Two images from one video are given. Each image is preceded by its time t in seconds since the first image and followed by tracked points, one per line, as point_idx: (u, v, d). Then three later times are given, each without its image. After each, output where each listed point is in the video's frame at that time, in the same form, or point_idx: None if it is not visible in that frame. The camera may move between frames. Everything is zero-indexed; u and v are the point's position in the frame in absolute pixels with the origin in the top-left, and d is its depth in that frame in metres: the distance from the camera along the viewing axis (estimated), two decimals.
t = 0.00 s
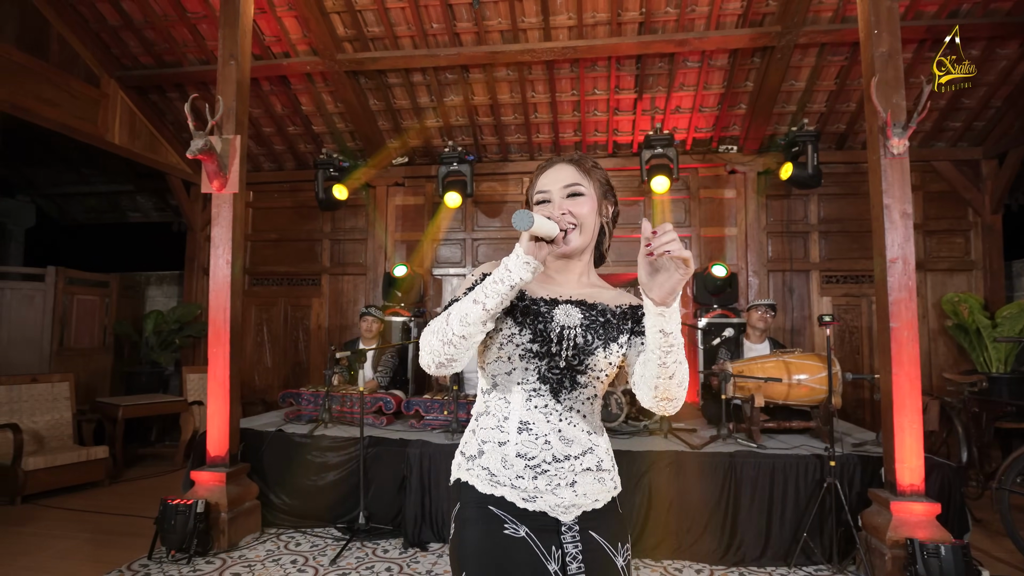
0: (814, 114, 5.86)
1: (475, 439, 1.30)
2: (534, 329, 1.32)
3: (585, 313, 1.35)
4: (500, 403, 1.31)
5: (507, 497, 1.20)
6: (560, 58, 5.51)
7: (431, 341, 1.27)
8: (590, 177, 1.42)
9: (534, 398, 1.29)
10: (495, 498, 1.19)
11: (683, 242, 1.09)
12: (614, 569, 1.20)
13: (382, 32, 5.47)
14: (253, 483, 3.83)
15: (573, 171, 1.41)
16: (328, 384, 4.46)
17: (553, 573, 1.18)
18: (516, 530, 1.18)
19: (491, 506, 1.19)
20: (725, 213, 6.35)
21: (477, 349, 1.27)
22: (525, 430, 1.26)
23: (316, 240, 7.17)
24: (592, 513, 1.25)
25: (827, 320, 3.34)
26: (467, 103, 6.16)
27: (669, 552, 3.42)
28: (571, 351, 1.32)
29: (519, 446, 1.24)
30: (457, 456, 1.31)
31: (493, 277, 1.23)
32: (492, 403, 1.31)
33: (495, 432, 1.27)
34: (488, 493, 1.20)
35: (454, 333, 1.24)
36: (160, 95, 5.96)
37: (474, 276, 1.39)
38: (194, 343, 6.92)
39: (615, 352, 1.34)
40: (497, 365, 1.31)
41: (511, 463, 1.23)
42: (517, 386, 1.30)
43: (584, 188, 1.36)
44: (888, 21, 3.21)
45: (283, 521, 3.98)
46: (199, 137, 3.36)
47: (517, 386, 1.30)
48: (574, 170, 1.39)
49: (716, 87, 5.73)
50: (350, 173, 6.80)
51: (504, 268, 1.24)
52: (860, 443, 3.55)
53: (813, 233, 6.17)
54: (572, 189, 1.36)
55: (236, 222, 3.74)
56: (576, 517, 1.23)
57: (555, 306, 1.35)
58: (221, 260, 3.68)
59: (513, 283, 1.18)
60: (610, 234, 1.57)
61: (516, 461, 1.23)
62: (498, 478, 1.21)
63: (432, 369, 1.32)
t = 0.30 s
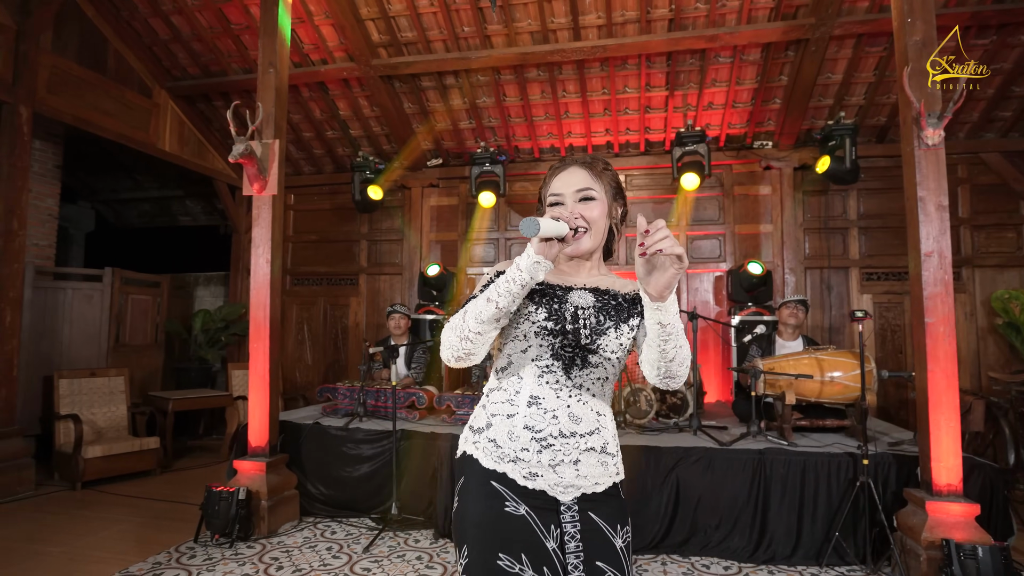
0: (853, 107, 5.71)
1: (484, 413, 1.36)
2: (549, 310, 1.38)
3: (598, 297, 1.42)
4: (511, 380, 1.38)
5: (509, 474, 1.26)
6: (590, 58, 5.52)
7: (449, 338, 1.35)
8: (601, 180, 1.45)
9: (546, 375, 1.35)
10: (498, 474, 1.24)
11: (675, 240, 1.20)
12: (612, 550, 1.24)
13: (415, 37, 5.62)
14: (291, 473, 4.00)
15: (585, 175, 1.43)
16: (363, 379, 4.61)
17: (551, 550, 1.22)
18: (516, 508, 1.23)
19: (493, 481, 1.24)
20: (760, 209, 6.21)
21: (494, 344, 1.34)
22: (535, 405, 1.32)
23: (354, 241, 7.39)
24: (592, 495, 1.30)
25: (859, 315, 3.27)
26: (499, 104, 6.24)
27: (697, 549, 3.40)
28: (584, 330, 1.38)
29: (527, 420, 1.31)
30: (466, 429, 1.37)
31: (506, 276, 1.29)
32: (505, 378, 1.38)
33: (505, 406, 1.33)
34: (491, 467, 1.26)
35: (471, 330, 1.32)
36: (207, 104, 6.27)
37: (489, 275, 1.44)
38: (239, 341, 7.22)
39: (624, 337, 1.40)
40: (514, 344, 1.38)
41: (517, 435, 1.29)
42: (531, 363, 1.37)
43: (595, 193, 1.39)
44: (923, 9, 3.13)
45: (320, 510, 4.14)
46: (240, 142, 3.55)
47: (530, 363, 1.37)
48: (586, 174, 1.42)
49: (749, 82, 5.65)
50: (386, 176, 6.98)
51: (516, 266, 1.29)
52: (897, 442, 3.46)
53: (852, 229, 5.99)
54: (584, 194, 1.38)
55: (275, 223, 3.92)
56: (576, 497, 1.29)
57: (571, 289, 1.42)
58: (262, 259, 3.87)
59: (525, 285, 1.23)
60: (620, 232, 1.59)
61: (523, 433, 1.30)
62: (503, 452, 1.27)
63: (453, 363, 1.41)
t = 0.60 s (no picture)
0: (880, 103, 5.63)
1: (491, 401, 1.45)
2: (539, 316, 1.47)
3: (585, 300, 1.50)
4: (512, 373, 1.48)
5: (518, 450, 1.34)
6: (612, 59, 5.57)
7: (458, 335, 1.42)
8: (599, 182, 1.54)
9: (541, 368, 1.45)
10: (506, 451, 1.33)
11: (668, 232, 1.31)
12: (612, 523, 1.33)
13: (440, 43, 5.77)
14: (320, 465, 4.17)
15: (585, 176, 1.52)
16: (389, 375, 4.77)
17: (556, 520, 1.31)
18: (523, 480, 1.31)
19: (503, 457, 1.33)
20: (786, 208, 6.15)
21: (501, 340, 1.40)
22: (535, 390, 1.42)
23: (383, 243, 7.59)
24: (596, 468, 1.38)
25: (877, 312, 3.26)
26: (522, 107, 6.34)
27: (715, 543, 3.44)
28: (573, 332, 1.46)
29: (529, 403, 1.40)
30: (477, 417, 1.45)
31: (509, 275, 1.38)
32: (505, 373, 1.47)
33: (508, 393, 1.43)
34: (500, 445, 1.35)
35: (478, 327, 1.39)
36: (243, 112, 6.55)
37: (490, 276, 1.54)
38: (273, 339, 7.50)
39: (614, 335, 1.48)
40: (509, 345, 1.48)
41: (522, 417, 1.38)
42: (527, 360, 1.46)
43: (594, 192, 1.48)
44: (941, 3, 3.11)
45: (349, 501, 4.31)
46: (272, 148, 3.76)
47: (526, 360, 1.46)
48: (586, 176, 1.50)
49: (773, 80, 5.62)
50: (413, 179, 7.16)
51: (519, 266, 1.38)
52: (919, 439, 3.43)
53: (881, 226, 5.90)
54: (584, 193, 1.47)
55: (305, 224, 4.11)
56: (581, 471, 1.37)
57: (561, 294, 1.51)
58: (293, 260, 4.06)
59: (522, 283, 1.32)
60: (615, 234, 1.68)
61: (527, 415, 1.39)
62: (510, 431, 1.36)
63: (464, 359, 1.47)
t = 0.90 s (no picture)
0: (890, 102, 5.63)
1: (486, 389, 1.56)
2: (532, 304, 1.57)
3: (573, 289, 1.61)
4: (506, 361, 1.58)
5: (510, 437, 1.46)
6: (622, 61, 5.66)
7: (453, 312, 1.54)
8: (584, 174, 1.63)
9: (532, 357, 1.54)
10: (499, 436, 1.45)
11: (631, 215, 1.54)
12: (597, 494, 1.44)
13: (453, 49, 5.92)
14: (336, 457, 4.33)
15: (571, 169, 1.61)
16: (403, 372, 4.91)
17: (545, 493, 1.42)
18: (514, 458, 1.44)
19: (496, 441, 1.45)
20: (796, 207, 6.17)
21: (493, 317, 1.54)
22: (525, 382, 1.51)
23: (399, 244, 7.77)
24: (582, 450, 1.49)
25: (877, 308, 3.30)
26: (534, 110, 6.46)
27: (718, 535, 3.51)
28: (563, 319, 1.57)
29: (520, 395, 1.50)
30: (473, 404, 1.56)
31: (502, 259, 1.51)
32: (500, 360, 1.58)
33: (501, 383, 1.53)
34: (493, 431, 1.47)
35: (473, 306, 1.51)
36: (264, 118, 6.78)
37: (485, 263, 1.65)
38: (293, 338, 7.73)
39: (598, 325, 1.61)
40: (503, 332, 1.59)
41: (513, 408, 1.49)
42: (519, 349, 1.56)
43: (580, 184, 1.57)
44: (940, 3, 3.16)
45: (364, 492, 4.46)
46: (288, 151, 3.97)
47: (519, 349, 1.56)
48: (572, 169, 1.60)
49: (782, 80, 5.66)
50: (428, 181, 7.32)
51: (513, 251, 1.51)
52: (920, 435, 3.48)
53: (892, 225, 5.89)
54: (571, 185, 1.56)
55: (322, 225, 4.28)
56: (567, 453, 1.47)
57: (550, 283, 1.61)
58: (310, 261, 4.24)
59: (517, 266, 1.46)
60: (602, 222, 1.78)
61: (518, 407, 1.49)
62: (502, 419, 1.48)
63: (455, 335, 1.60)
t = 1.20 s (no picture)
0: (883, 104, 5.71)
1: (476, 369, 1.69)
2: (529, 294, 1.67)
3: (567, 282, 1.71)
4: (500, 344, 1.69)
5: (490, 418, 1.58)
6: (618, 66, 5.77)
7: (450, 316, 1.64)
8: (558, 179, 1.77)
9: (526, 343, 1.64)
10: (480, 416, 1.58)
11: (616, 220, 1.66)
12: (567, 475, 1.57)
13: (453, 54, 6.05)
14: (339, 450, 4.48)
15: (546, 175, 1.75)
16: (405, 368, 5.05)
17: (518, 472, 1.54)
18: (491, 438, 1.56)
19: (476, 421, 1.58)
20: (791, 208, 6.26)
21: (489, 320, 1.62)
22: (514, 365, 1.63)
23: (402, 244, 7.92)
24: (553, 437, 1.61)
25: (861, 304, 3.45)
26: (533, 113, 6.59)
27: (706, 526, 3.63)
28: (558, 308, 1.67)
29: (508, 377, 1.62)
30: (460, 382, 1.69)
31: (492, 263, 1.61)
32: (494, 343, 1.70)
33: (492, 364, 1.65)
34: (476, 411, 1.59)
35: (467, 308, 1.60)
36: (270, 122, 6.94)
37: (474, 268, 1.78)
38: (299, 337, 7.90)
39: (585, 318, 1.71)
40: (499, 317, 1.69)
41: (499, 389, 1.61)
42: (514, 335, 1.66)
43: (555, 189, 1.70)
44: (920, 10, 3.26)
45: (365, 485, 4.61)
46: (293, 156, 4.11)
47: (514, 334, 1.66)
48: (547, 174, 1.73)
49: (776, 82, 5.76)
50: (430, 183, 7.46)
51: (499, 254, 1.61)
52: (902, 430, 3.59)
53: (886, 224, 5.98)
54: (547, 190, 1.69)
55: (325, 226, 4.42)
56: (540, 439, 1.59)
57: (545, 275, 1.71)
58: (315, 261, 4.39)
59: (505, 267, 1.56)
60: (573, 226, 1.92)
61: (503, 387, 1.61)
62: (486, 400, 1.60)
63: (454, 335, 1.67)
